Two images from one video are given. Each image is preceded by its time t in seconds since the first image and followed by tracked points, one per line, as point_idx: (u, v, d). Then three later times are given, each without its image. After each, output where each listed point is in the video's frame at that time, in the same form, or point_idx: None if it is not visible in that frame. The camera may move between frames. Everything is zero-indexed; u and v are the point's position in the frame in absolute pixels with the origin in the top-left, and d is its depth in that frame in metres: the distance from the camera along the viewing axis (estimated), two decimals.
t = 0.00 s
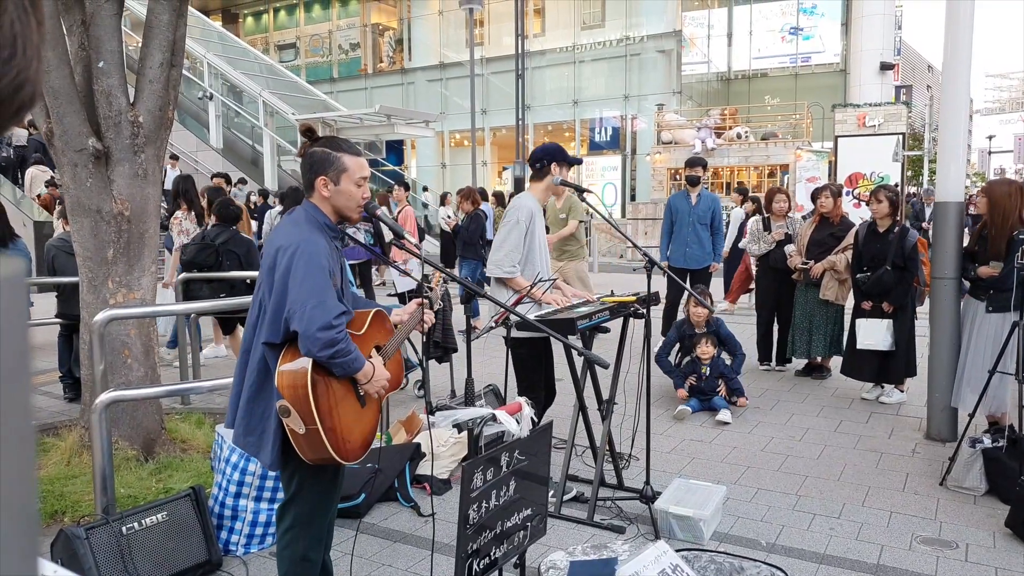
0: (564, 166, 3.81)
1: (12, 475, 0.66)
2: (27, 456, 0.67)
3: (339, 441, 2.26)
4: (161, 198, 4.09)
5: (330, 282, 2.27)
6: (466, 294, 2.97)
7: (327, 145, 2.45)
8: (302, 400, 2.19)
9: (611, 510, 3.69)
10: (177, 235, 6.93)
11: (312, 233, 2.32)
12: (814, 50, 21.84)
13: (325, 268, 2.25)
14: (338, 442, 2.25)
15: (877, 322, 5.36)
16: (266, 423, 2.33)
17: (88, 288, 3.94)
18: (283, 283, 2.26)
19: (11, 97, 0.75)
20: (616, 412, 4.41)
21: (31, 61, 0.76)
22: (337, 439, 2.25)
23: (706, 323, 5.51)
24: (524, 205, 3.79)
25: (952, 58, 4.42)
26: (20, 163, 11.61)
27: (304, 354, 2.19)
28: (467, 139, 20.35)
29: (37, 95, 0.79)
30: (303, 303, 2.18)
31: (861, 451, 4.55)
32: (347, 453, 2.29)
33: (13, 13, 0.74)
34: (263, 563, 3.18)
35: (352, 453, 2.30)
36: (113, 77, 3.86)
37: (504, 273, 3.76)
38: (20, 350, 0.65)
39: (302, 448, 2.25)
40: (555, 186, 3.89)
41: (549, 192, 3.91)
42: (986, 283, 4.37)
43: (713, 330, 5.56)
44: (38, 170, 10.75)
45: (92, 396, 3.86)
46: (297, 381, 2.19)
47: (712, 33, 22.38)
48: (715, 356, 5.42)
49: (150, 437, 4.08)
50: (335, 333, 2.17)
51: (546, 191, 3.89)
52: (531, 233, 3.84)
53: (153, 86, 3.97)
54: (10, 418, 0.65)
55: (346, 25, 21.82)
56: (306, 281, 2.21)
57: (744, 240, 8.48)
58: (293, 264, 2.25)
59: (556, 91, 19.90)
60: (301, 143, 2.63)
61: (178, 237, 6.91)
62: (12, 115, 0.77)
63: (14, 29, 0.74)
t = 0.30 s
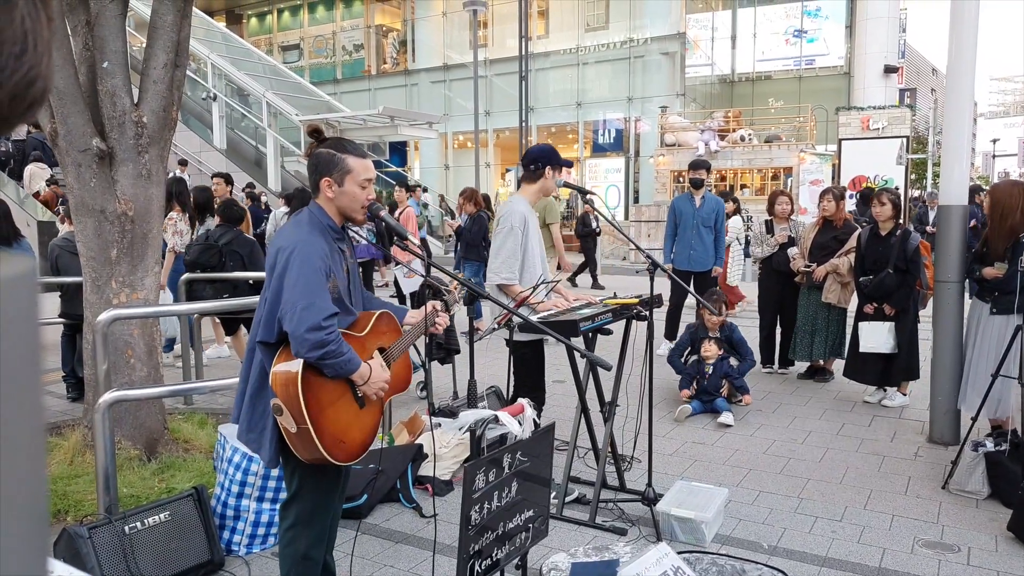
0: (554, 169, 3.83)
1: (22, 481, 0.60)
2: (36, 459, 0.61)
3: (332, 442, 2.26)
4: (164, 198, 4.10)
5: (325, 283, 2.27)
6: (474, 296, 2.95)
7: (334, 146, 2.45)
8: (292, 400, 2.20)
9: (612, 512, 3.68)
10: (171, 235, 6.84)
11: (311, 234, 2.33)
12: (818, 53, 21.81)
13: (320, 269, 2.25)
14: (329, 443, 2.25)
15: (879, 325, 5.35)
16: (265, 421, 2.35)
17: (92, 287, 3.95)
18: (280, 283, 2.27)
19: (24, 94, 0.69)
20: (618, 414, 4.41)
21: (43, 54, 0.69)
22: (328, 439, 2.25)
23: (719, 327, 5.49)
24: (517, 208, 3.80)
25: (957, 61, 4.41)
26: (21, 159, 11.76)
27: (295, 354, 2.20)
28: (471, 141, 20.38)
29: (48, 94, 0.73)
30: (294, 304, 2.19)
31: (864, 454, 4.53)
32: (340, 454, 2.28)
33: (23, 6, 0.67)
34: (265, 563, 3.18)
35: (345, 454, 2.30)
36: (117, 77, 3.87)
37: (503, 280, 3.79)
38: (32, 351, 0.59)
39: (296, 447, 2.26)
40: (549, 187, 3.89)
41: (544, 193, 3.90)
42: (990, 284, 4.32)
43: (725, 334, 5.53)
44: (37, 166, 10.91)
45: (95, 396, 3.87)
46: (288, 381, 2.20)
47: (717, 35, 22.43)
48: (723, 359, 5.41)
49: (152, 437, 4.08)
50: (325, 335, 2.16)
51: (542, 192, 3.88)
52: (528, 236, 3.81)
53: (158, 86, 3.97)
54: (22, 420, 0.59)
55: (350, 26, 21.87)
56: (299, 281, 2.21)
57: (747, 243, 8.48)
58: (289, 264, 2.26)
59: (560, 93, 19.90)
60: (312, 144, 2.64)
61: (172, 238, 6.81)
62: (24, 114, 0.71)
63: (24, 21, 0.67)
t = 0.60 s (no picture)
0: (540, 169, 3.82)
1: (21, 479, 0.59)
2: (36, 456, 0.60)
3: (331, 439, 2.26)
4: (167, 196, 4.11)
5: (320, 281, 2.26)
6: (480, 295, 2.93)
7: (337, 145, 2.46)
8: (288, 397, 2.20)
9: (613, 512, 3.68)
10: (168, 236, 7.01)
11: (310, 233, 2.33)
12: (822, 55, 21.58)
13: (314, 268, 2.25)
14: (328, 440, 2.25)
15: (881, 327, 5.34)
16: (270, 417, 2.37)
17: (94, 286, 3.96)
18: (278, 282, 2.29)
19: (35, 100, 0.63)
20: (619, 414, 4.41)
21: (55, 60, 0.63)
22: (327, 436, 2.25)
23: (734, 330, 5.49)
24: (503, 209, 3.86)
25: (961, 63, 4.40)
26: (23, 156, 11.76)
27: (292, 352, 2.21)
28: (474, 141, 20.39)
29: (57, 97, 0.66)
30: (288, 303, 2.19)
31: (865, 456, 4.52)
32: (340, 451, 2.28)
33: (36, 15, 0.60)
34: (267, 561, 3.18)
35: (346, 451, 2.30)
36: (120, 76, 3.88)
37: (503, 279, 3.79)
38: (31, 350, 0.58)
39: (297, 444, 2.27)
40: (535, 188, 3.91)
41: (529, 194, 3.92)
42: (997, 285, 4.30)
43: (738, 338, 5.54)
44: (35, 159, 10.96)
45: (97, 393, 3.87)
46: (286, 378, 2.20)
47: (721, 37, 22.39)
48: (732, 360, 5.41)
49: (155, 436, 4.09)
50: (318, 332, 2.15)
51: (527, 193, 3.91)
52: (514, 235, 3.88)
53: (160, 84, 3.98)
54: (29, 415, 0.59)
55: (353, 26, 21.90)
56: (294, 280, 2.22)
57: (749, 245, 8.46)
58: (286, 263, 2.27)
59: (564, 94, 19.87)
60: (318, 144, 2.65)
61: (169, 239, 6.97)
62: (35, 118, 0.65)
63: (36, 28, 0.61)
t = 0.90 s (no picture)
0: (536, 170, 3.84)
1: (26, 480, 0.59)
2: (39, 453, 0.61)
3: (328, 438, 2.26)
4: (168, 196, 4.10)
5: (313, 281, 2.26)
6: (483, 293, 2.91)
7: (337, 144, 2.45)
8: (283, 397, 2.20)
9: (614, 512, 3.67)
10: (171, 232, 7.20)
11: (305, 233, 2.33)
12: (823, 55, 21.73)
13: (308, 267, 2.25)
14: (325, 439, 2.25)
15: (881, 327, 5.32)
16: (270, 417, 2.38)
17: (94, 286, 3.96)
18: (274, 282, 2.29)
19: (38, 109, 0.73)
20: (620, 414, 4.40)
21: (57, 74, 0.73)
22: (323, 436, 2.24)
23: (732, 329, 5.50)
24: (493, 208, 3.86)
25: (961, 64, 4.39)
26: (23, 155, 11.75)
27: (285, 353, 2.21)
28: (475, 141, 20.40)
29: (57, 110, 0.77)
30: (281, 303, 2.19)
31: (865, 456, 4.52)
32: (337, 451, 2.28)
33: (42, 28, 0.70)
34: (267, 561, 3.18)
35: (344, 450, 2.29)
36: (120, 75, 3.88)
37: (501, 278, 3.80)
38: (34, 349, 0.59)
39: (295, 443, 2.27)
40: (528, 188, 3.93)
41: (521, 195, 3.95)
42: (1001, 283, 4.28)
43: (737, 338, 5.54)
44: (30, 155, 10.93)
45: (96, 393, 3.87)
46: (280, 378, 2.21)
47: (722, 37, 22.40)
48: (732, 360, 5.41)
49: (155, 435, 4.09)
50: (309, 332, 2.15)
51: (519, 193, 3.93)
52: (506, 235, 3.88)
53: (161, 84, 3.97)
54: (24, 419, 0.59)
55: (354, 25, 21.93)
56: (287, 280, 2.21)
57: (750, 245, 8.45)
58: (281, 263, 2.27)
59: (565, 94, 19.84)
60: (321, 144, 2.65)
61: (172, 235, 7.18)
62: (38, 126, 0.75)
63: (42, 42, 0.71)
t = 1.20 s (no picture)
0: (529, 171, 3.79)
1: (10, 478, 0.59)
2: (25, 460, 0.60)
3: (321, 440, 2.25)
4: (167, 196, 4.10)
5: (312, 281, 2.25)
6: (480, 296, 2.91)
7: (338, 144, 2.46)
8: (278, 397, 2.20)
9: (613, 512, 3.67)
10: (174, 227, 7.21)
11: (305, 233, 2.33)
12: (823, 56, 21.65)
13: (307, 267, 2.25)
14: (319, 440, 2.24)
15: (881, 327, 5.32)
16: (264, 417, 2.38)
17: (94, 286, 3.96)
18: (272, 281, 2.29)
19: (35, 114, 0.73)
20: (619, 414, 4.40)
21: (54, 81, 0.73)
22: (317, 438, 2.24)
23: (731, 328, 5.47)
24: (489, 208, 3.88)
25: (960, 65, 4.39)
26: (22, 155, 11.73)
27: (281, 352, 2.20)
28: (475, 142, 20.40)
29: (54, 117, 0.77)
30: (278, 302, 2.19)
31: (864, 457, 4.51)
32: (330, 452, 2.27)
33: (37, 35, 0.71)
34: (266, 562, 3.18)
35: (337, 451, 2.29)
36: (120, 75, 3.88)
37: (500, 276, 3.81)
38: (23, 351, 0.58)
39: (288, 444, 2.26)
40: (523, 188, 3.89)
41: (517, 195, 3.92)
42: (1002, 283, 4.26)
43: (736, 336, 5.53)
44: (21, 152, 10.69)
45: (95, 393, 3.87)
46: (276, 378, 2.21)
47: (722, 38, 22.42)
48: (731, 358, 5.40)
49: (154, 436, 4.09)
50: (306, 332, 2.14)
51: (514, 194, 3.91)
52: (502, 236, 3.89)
53: (161, 84, 3.97)
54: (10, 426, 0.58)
55: (354, 26, 21.95)
56: (285, 279, 2.21)
57: (749, 245, 8.46)
58: (279, 262, 2.27)
59: (565, 94, 19.84)
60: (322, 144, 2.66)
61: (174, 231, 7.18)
62: (35, 132, 0.75)
63: (39, 48, 0.71)
